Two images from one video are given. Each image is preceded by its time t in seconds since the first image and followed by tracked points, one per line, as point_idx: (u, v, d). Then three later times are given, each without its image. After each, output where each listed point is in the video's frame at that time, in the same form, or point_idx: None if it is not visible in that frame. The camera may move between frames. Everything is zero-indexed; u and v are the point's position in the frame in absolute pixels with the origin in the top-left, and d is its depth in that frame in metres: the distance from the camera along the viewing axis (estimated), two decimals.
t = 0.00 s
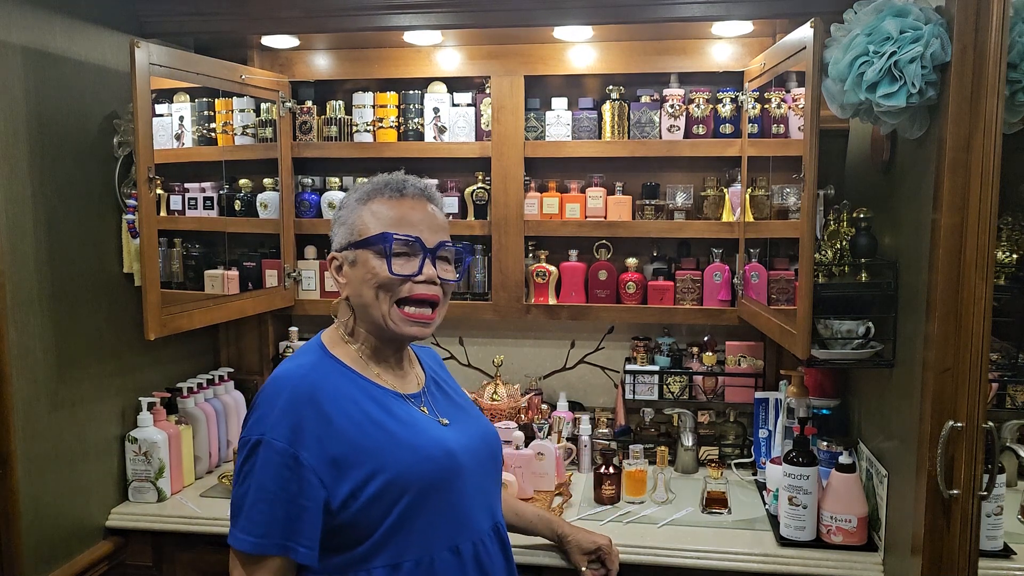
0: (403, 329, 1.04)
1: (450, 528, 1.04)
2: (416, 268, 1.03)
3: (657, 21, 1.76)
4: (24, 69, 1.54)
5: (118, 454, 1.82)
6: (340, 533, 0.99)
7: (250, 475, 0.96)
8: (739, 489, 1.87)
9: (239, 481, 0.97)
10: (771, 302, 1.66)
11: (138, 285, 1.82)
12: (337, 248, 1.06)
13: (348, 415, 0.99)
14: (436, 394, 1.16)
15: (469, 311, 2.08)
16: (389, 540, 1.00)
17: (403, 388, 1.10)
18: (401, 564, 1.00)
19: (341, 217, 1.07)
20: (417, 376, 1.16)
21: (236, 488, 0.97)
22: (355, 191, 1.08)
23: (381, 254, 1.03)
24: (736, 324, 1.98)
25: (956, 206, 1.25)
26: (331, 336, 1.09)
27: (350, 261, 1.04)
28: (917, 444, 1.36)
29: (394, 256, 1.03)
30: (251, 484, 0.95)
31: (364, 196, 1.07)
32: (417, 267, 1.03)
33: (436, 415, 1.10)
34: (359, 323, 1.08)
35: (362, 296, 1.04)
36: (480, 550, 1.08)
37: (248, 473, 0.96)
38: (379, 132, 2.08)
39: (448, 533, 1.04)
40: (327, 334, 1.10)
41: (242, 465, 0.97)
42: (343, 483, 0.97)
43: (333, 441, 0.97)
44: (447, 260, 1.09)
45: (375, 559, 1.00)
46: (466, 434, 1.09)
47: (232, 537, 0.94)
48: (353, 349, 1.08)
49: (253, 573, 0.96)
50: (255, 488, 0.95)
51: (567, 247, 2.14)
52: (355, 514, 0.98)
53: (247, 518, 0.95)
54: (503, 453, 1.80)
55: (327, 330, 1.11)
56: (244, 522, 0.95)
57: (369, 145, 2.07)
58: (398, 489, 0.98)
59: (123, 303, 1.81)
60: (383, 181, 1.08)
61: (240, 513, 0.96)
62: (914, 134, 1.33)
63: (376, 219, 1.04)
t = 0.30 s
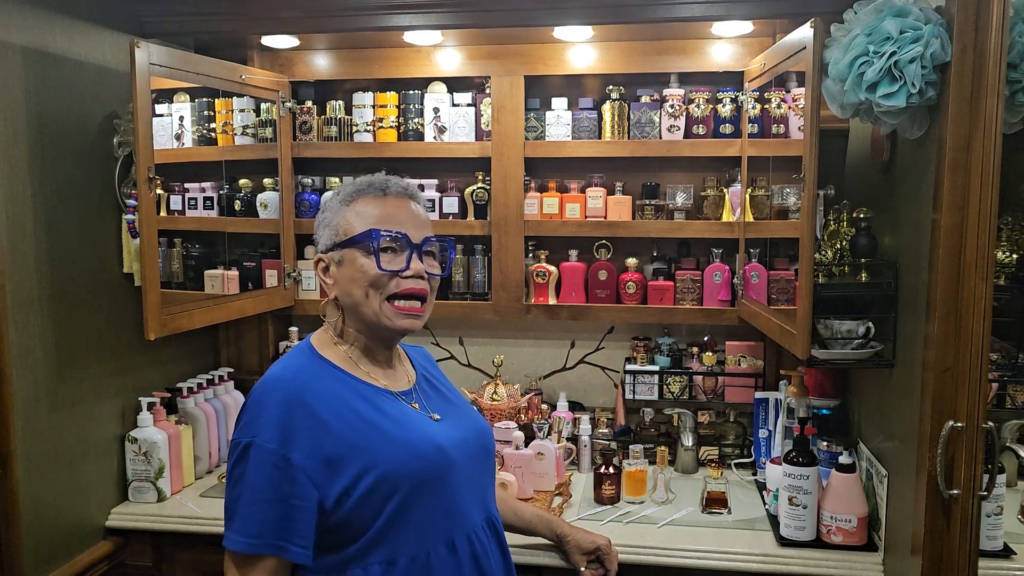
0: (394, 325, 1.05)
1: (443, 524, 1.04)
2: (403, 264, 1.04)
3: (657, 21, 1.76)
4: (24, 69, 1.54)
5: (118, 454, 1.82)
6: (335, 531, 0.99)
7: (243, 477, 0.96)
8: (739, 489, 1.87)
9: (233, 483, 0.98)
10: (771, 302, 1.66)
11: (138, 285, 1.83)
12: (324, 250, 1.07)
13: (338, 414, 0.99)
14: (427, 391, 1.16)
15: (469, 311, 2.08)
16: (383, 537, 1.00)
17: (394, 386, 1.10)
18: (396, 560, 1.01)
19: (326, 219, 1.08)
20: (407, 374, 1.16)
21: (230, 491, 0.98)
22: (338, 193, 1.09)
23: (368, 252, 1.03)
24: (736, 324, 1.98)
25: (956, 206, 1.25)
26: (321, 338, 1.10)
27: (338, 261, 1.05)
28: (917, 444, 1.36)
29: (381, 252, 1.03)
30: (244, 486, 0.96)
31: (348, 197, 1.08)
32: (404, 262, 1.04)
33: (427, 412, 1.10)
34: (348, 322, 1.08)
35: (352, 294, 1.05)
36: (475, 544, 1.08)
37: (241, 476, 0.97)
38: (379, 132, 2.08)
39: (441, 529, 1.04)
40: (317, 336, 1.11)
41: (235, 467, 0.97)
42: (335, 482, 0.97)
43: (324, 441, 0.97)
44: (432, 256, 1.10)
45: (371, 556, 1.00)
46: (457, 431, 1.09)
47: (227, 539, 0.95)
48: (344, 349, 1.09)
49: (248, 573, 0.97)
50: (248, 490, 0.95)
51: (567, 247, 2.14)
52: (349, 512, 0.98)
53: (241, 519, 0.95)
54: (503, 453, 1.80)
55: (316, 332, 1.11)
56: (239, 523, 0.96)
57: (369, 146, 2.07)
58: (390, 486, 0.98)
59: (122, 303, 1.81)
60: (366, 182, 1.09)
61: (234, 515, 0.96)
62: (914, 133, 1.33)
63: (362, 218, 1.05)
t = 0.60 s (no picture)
0: (387, 321, 1.04)
1: (431, 522, 1.04)
2: (394, 261, 1.04)
3: (657, 21, 1.76)
4: (24, 69, 1.54)
5: (118, 454, 1.82)
6: (323, 528, 1.00)
7: (233, 474, 0.97)
8: (739, 489, 1.87)
9: (224, 480, 0.98)
10: (771, 302, 1.66)
11: (138, 285, 1.83)
12: (317, 249, 1.07)
13: (326, 412, 0.99)
14: (420, 390, 1.15)
15: (469, 311, 2.08)
16: (370, 534, 1.00)
17: (387, 385, 1.10)
18: (383, 557, 1.01)
19: (318, 219, 1.08)
20: (402, 373, 1.15)
21: (220, 487, 0.99)
22: (330, 192, 1.10)
23: (359, 249, 1.04)
24: (736, 324, 1.98)
25: (956, 206, 1.24)
26: (316, 337, 1.10)
27: (330, 260, 1.05)
28: (917, 444, 1.36)
29: (371, 249, 1.04)
30: (234, 482, 0.97)
31: (340, 196, 1.08)
32: (395, 258, 1.04)
33: (418, 411, 1.10)
34: (341, 320, 1.08)
35: (344, 291, 1.05)
36: (464, 543, 1.08)
37: (231, 473, 0.97)
38: (379, 132, 2.08)
39: (429, 527, 1.04)
40: (312, 336, 1.11)
41: (226, 464, 0.98)
42: (323, 479, 0.98)
43: (312, 438, 0.97)
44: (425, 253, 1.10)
45: (358, 553, 1.00)
46: (448, 429, 1.09)
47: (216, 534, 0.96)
48: (339, 348, 1.09)
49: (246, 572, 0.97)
50: (237, 486, 0.96)
51: (567, 247, 2.14)
52: (336, 509, 0.98)
53: (230, 515, 0.96)
54: (503, 453, 1.80)
55: (312, 331, 1.11)
56: (228, 519, 0.96)
57: (369, 145, 2.07)
58: (377, 484, 0.98)
59: (122, 303, 1.81)
60: (357, 182, 1.10)
61: (224, 511, 0.97)
62: (914, 133, 1.33)
63: (353, 216, 1.06)
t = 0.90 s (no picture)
0: (387, 322, 1.04)
1: (424, 524, 1.04)
2: (395, 260, 1.04)
3: (657, 21, 1.76)
4: (24, 69, 1.54)
5: (118, 454, 1.82)
6: (316, 527, 1.00)
7: (228, 472, 0.98)
8: (739, 489, 1.87)
9: (221, 477, 0.99)
10: (771, 302, 1.66)
11: (138, 285, 1.82)
12: (318, 249, 1.08)
13: (322, 412, 0.99)
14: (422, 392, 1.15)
15: (469, 311, 2.08)
16: (364, 535, 1.00)
17: (387, 388, 1.10)
18: (375, 558, 1.01)
19: (319, 219, 1.09)
20: (403, 375, 1.15)
21: (217, 485, 0.99)
22: (331, 192, 1.10)
23: (360, 249, 1.04)
24: (736, 324, 1.98)
25: (956, 206, 1.25)
26: (318, 338, 1.10)
27: (332, 259, 1.06)
28: (917, 444, 1.36)
29: (372, 249, 1.04)
30: (229, 480, 0.97)
31: (341, 197, 1.09)
32: (396, 258, 1.04)
33: (417, 413, 1.09)
34: (343, 320, 1.09)
35: (344, 291, 1.05)
36: (459, 547, 1.08)
37: (227, 470, 0.98)
38: (379, 132, 2.08)
39: (422, 529, 1.03)
40: (314, 336, 1.11)
41: (222, 461, 0.99)
42: (317, 479, 0.98)
43: (306, 438, 0.98)
44: (426, 253, 1.10)
45: (351, 553, 1.00)
46: (446, 432, 1.09)
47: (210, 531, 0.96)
48: (340, 347, 1.09)
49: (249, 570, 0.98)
50: (232, 483, 0.97)
51: (567, 247, 2.14)
52: (330, 509, 0.98)
53: (224, 512, 0.97)
54: (503, 453, 1.80)
55: (314, 331, 1.12)
56: (223, 516, 0.97)
57: (369, 145, 2.07)
58: (371, 484, 0.98)
59: (122, 303, 1.81)
60: (358, 183, 1.10)
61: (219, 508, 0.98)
62: (914, 133, 1.33)
63: (354, 216, 1.06)
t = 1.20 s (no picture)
0: (389, 322, 1.04)
1: (427, 527, 1.04)
2: (396, 260, 1.04)
3: (657, 21, 1.76)
4: (24, 69, 1.54)
5: (118, 454, 1.82)
6: (320, 530, 1.00)
7: (231, 476, 0.98)
8: (739, 489, 1.87)
9: (224, 481, 0.99)
10: (771, 302, 1.66)
11: (138, 285, 1.83)
12: (319, 250, 1.08)
13: (324, 415, 0.99)
14: (423, 393, 1.15)
15: (469, 311, 2.08)
16: (367, 538, 1.00)
17: (388, 389, 1.10)
18: (379, 561, 1.01)
19: (320, 220, 1.09)
20: (404, 376, 1.15)
21: (220, 489, 0.99)
22: (330, 192, 1.10)
23: (361, 250, 1.04)
24: (736, 324, 1.98)
25: (956, 206, 1.24)
26: (319, 339, 1.11)
27: (332, 260, 1.06)
28: (917, 444, 1.36)
29: (373, 249, 1.04)
30: (232, 484, 0.97)
31: (341, 197, 1.08)
32: (397, 259, 1.04)
33: (419, 415, 1.09)
34: (344, 321, 1.09)
35: (346, 292, 1.06)
36: (462, 548, 1.08)
37: (230, 474, 0.98)
38: (379, 132, 2.08)
39: (425, 532, 1.03)
40: (315, 337, 1.12)
41: (225, 466, 0.99)
42: (320, 481, 0.98)
43: (309, 441, 0.98)
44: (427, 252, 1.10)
45: (355, 556, 1.00)
46: (448, 434, 1.09)
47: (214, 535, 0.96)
48: (341, 348, 1.09)
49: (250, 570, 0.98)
50: (235, 488, 0.97)
51: (567, 247, 2.14)
52: (333, 512, 0.98)
53: (228, 516, 0.97)
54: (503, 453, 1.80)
55: (314, 332, 1.12)
56: (227, 520, 0.97)
57: (369, 145, 2.07)
58: (374, 487, 0.99)
59: (123, 303, 1.81)
60: (358, 183, 1.10)
61: (223, 513, 0.98)
62: (914, 133, 1.33)
63: (354, 215, 1.06)
